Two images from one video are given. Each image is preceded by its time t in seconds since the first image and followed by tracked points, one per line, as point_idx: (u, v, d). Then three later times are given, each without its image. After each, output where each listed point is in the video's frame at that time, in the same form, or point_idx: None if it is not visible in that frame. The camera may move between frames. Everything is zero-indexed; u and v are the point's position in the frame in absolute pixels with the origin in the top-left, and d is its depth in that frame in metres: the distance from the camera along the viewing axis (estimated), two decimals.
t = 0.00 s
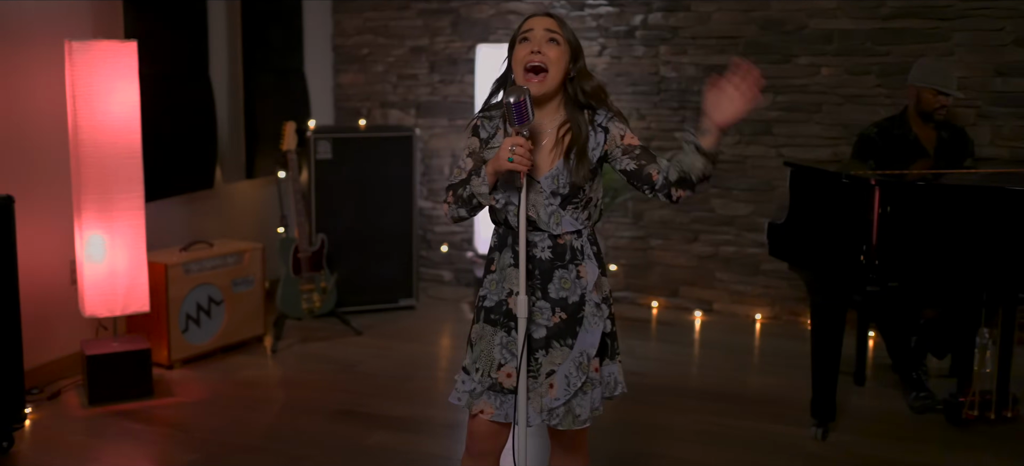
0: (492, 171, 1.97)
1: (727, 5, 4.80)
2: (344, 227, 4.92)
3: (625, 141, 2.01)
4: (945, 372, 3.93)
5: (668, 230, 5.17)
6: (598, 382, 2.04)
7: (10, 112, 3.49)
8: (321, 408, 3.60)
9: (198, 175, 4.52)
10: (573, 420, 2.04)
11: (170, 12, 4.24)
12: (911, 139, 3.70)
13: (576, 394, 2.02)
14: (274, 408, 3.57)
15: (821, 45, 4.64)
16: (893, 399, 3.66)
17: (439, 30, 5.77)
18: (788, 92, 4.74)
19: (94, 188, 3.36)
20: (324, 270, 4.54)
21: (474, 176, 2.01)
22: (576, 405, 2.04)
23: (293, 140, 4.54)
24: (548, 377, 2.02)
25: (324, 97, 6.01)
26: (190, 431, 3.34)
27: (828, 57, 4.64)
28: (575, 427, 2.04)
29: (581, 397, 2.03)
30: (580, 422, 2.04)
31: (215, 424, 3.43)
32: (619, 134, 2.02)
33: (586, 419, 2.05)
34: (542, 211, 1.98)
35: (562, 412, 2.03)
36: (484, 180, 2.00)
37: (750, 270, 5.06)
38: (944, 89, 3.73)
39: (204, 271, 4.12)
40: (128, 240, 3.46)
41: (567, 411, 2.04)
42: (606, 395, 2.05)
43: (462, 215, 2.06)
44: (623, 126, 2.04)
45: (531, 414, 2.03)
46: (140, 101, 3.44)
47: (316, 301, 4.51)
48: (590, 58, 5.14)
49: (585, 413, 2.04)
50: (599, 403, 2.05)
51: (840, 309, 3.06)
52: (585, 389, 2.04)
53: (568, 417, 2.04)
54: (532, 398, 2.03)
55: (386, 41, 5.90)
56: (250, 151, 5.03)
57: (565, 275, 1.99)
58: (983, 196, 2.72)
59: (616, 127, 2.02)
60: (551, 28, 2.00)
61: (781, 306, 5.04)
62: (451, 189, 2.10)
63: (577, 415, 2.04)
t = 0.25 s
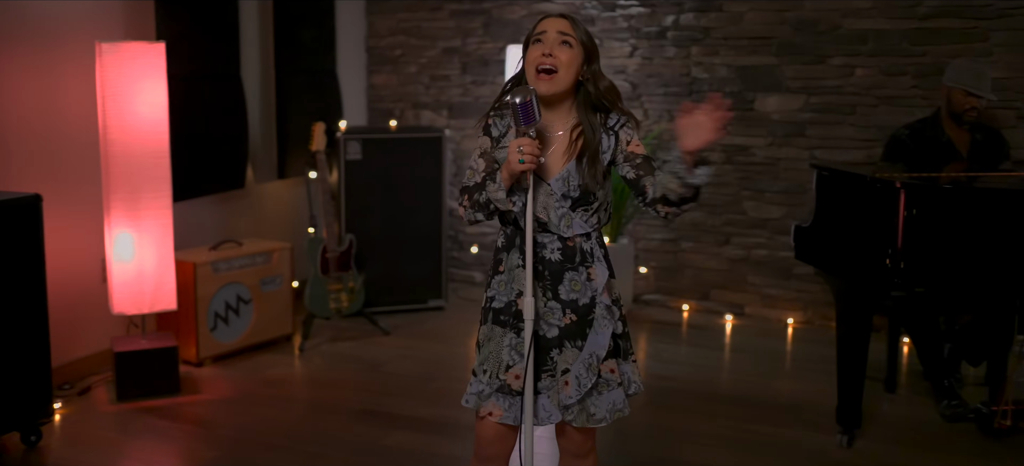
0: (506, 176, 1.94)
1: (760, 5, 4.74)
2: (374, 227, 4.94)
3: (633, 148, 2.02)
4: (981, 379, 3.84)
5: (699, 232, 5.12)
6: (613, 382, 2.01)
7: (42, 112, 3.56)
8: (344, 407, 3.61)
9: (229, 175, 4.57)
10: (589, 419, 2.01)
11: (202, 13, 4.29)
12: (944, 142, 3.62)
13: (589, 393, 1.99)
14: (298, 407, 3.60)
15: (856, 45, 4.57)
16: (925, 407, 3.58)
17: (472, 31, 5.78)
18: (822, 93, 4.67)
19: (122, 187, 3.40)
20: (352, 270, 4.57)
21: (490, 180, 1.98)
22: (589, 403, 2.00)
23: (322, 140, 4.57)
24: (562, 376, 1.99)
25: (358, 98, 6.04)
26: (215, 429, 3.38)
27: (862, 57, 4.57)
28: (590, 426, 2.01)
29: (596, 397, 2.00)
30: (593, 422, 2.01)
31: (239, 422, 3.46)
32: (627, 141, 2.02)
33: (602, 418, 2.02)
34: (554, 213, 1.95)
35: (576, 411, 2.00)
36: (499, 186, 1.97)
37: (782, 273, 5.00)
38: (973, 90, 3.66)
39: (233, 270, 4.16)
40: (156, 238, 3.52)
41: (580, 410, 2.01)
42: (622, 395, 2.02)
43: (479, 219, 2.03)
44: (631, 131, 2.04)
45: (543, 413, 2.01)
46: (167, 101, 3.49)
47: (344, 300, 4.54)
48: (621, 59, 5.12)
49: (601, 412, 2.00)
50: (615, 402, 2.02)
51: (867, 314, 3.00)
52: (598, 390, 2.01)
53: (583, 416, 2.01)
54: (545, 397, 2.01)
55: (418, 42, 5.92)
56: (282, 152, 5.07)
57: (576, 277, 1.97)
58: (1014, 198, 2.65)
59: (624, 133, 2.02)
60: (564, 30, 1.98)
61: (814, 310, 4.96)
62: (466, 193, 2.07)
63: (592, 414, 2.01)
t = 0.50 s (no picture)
0: (514, 180, 1.93)
1: (790, 5, 4.69)
2: (401, 227, 4.96)
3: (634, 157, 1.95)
4: (1012, 388, 3.76)
5: (728, 235, 5.07)
6: (604, 393, 2.00)
7: (73, 113, 3.63)
8: (365, 407, 3.63)
9: (257, 174, 4.62)
10: (576, 427, 2.01)
11: (231, 15, 4.34)
12: (974, 145, 3.62)
13: (576, 401, 1.99)
14: (320, 406, 3.63)
15: (887, 46, 4.49)
16: (953, 415, 3.51)
17: (501, 32, 5.78)
18: (853, 94, 4.62)
19: (149, 187, 3.46)
20: (377, 270, 4.60)
21: (499, 184, 1.98)
22: (578, 411, 2.00)
23: (349, 140, 4.60)
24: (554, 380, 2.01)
25: (388, 98, 6.07)
26: (236, 427, 3.41)
27: (894, 58, 4.50)
28: (577, 434, 2.01)
29: (585, 406, 2.00)
30: (581, 430, 2.01)
31: (260, 420, 3.49)
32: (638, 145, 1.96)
33: (590, 428, 2.01)
34: (558, 213, 1.96)
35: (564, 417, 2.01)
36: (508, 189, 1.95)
37: (812, 277, 4.93)
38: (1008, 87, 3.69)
39: (259, 269, 4.22)
40: (182, 238, 3.56)
41: (569, 417, 2.01)
42: (613, 408, 2.00)
43: (488, 221, 2.03)
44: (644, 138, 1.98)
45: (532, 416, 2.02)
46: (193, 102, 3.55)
47: (369, 300, 4.55)
48: (650, 60, 5.09)
49: (588, 422, 2.00)
50: (603, 414, 2.00)
51: (890, 319, 2.95)
52: (589, 399, 2.01)
53: (572, 423, 2.01)
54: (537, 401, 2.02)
55: (448, 43, 5.93)
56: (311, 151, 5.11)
57: (575, 282, 1.98)
58: None
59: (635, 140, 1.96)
60: (571, 34, 1.98)
61: (844, 315, 4.89)
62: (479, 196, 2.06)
63: (580, 422, 2.00)
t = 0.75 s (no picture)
0: (517, 181, 1.93)
1: (815, 6, 4.65)
2: (423, 227, 4.98)
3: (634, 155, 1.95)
4: None
5: (752, 237, 5.03)
6: (592, 392, 2.00)
7: (99, 112, 3.69)
8: (382, 405, 3.66)
9: (281, 174, 4.67)
10: (561, 425, 2.03)
11: (255, 16, 4.39)
12: (999, 146, 3.48)
13: (566, 399, 2.00)
14: (337, 404, 3.66)
15: (913, 47, 4.44)
16: (975, 421, 3.46)
17: (526, 33, 5.78)
18: (879, 96, 4.56)
19: (170, 186, 3.52)
20: (399, 270, 4.62)
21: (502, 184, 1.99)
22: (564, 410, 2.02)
23: (372, 141, 4.63)
24: (551, 380, 2.02)
25: (414, 99, 6.10)
26: (254, 424, 3.46)
27: (920, 59, 4.44)
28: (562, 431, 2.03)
29: (573, 404, 2.01)
30: (565, 428, 2.02)
31: (277, 417, 3.53)
32: (637, 145, 1.96)
33: (574, 427, 2.02)
34: (557, 215, 1.97)
35: (554, 414, 2.03)
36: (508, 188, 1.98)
37: (837, 280, 4.88)
38: None
39: (281, 268, 4.26)
40: (203, 236, 3.62)
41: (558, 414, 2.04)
42: (600, 407, 2.00)
43: (492, 218, 2.05)
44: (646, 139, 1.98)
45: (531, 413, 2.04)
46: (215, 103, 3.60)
47: (390, 299, 4.58)
48: (674, 61, 5.08)
49: (572, 420, 2.01)
50: (591, 413, 2.01)
51: (908, 323, 2.91)
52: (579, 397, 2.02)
53: (560, 420, 2.03)
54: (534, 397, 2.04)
55: (474, 43, 5.95)
56: (335, 151, 5.15)
57: (575, 283, 1.98)
58: None
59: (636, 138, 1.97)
60: (585, 29, 1.99)
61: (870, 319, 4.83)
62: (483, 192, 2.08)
63: (565, 420, 2.02)
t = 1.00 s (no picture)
0: (510, 178, 1.94)
1: (832, 5, 4.61)
2: (439, 226, 5.00)
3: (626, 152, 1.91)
4: None
5: (768, 237, 5.00)
6: (603, 388, 1.98)
7: (114, 111, 3.76)
8: (392, 402, 3.68)
9: (297, 173, 4.71)
10: (577, 421, 2.00)
11: (272, 15, 4.44)
12: (1014, 146, 3.39)
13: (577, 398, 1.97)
14: (348, 401, 3.69)
15: (932, 46, 4.39)
16: (989, 424, 3.42)
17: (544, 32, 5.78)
18: (896, 95, 4.52)
19: (184, 182, 3.58)
20: (413, 268, 4.63)
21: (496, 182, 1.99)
22: (578, 405, 2.00)
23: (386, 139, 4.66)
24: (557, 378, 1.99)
25: (433, 98, 6.12)
26: (264, 419, 3.49)
27: (938, 58, 4.39)
28: (578, 427, 2.01)
29: (586, 400, 1.99)
30: (582, 423, 2.00)
31: (288, 412, 3.56)
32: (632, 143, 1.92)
33: (591, 421, 2.01)
34: (555, 214, 1.95)
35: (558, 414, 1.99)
36: (503, 185, 1.97)
37: (854, 281, 4.84)
38: None
39: (295, 266, 4.30)
40: (215, 233, 3.67)
41: (570, 411, 2.01)
42: (614, 401, 1.99)
43: (488, 217, 2.05)
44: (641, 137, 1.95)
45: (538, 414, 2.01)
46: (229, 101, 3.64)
47: (404, 298, 4.59)
48: (690, 60, 5.06)
49: (589, 414, 2.00)
50: (603, 408, 1.99)
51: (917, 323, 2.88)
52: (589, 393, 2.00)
53: (572, 417, 2.01)
54: (540, 398, 2.01)
55: (492, 43, 5.96)
56: (352, 150, 5.18)
57: (575, 281, 1.96)
58: None
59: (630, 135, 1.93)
60: (570, 30, 1.96)
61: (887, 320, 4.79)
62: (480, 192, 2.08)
63: (580, 415, 2.00)
